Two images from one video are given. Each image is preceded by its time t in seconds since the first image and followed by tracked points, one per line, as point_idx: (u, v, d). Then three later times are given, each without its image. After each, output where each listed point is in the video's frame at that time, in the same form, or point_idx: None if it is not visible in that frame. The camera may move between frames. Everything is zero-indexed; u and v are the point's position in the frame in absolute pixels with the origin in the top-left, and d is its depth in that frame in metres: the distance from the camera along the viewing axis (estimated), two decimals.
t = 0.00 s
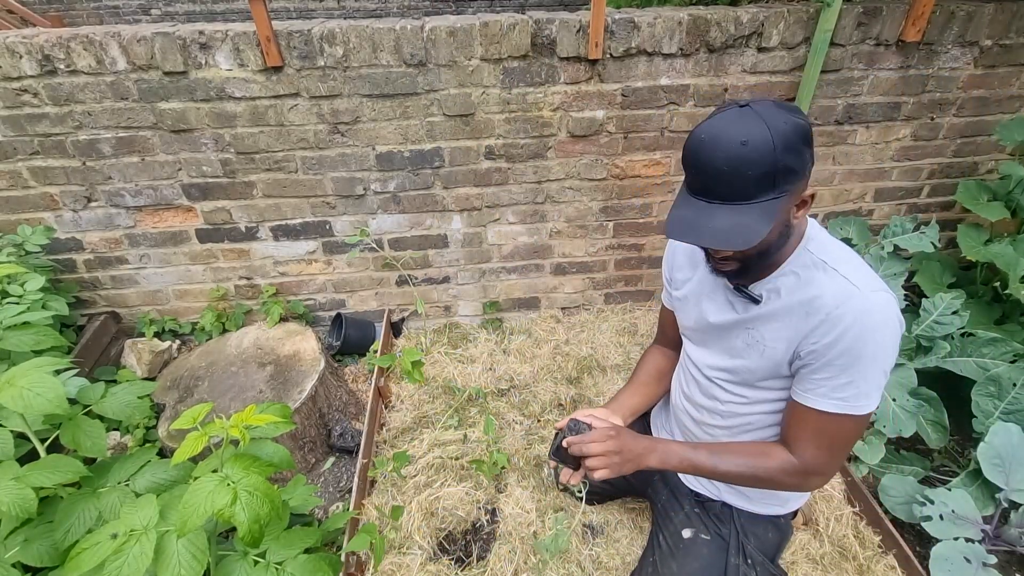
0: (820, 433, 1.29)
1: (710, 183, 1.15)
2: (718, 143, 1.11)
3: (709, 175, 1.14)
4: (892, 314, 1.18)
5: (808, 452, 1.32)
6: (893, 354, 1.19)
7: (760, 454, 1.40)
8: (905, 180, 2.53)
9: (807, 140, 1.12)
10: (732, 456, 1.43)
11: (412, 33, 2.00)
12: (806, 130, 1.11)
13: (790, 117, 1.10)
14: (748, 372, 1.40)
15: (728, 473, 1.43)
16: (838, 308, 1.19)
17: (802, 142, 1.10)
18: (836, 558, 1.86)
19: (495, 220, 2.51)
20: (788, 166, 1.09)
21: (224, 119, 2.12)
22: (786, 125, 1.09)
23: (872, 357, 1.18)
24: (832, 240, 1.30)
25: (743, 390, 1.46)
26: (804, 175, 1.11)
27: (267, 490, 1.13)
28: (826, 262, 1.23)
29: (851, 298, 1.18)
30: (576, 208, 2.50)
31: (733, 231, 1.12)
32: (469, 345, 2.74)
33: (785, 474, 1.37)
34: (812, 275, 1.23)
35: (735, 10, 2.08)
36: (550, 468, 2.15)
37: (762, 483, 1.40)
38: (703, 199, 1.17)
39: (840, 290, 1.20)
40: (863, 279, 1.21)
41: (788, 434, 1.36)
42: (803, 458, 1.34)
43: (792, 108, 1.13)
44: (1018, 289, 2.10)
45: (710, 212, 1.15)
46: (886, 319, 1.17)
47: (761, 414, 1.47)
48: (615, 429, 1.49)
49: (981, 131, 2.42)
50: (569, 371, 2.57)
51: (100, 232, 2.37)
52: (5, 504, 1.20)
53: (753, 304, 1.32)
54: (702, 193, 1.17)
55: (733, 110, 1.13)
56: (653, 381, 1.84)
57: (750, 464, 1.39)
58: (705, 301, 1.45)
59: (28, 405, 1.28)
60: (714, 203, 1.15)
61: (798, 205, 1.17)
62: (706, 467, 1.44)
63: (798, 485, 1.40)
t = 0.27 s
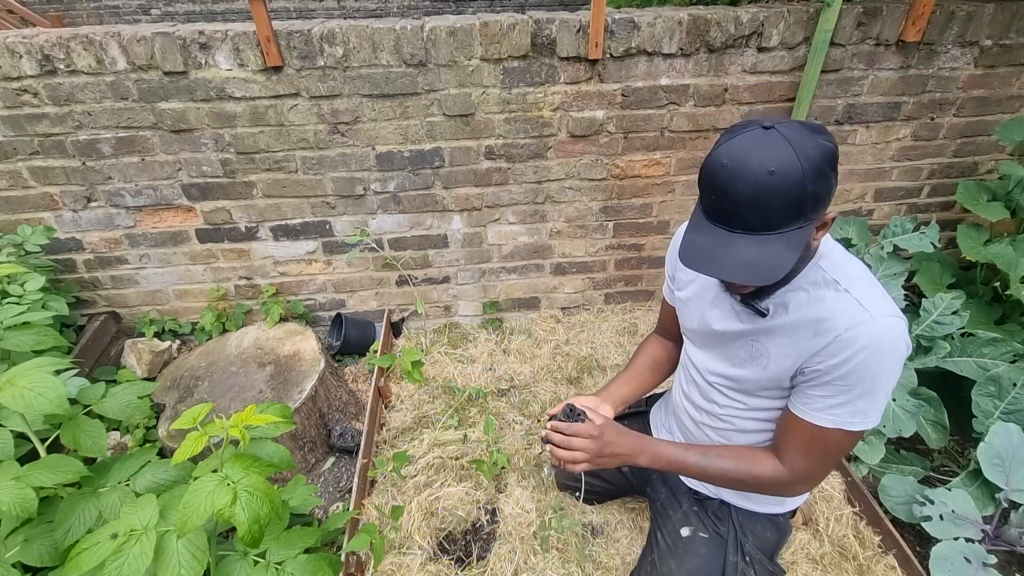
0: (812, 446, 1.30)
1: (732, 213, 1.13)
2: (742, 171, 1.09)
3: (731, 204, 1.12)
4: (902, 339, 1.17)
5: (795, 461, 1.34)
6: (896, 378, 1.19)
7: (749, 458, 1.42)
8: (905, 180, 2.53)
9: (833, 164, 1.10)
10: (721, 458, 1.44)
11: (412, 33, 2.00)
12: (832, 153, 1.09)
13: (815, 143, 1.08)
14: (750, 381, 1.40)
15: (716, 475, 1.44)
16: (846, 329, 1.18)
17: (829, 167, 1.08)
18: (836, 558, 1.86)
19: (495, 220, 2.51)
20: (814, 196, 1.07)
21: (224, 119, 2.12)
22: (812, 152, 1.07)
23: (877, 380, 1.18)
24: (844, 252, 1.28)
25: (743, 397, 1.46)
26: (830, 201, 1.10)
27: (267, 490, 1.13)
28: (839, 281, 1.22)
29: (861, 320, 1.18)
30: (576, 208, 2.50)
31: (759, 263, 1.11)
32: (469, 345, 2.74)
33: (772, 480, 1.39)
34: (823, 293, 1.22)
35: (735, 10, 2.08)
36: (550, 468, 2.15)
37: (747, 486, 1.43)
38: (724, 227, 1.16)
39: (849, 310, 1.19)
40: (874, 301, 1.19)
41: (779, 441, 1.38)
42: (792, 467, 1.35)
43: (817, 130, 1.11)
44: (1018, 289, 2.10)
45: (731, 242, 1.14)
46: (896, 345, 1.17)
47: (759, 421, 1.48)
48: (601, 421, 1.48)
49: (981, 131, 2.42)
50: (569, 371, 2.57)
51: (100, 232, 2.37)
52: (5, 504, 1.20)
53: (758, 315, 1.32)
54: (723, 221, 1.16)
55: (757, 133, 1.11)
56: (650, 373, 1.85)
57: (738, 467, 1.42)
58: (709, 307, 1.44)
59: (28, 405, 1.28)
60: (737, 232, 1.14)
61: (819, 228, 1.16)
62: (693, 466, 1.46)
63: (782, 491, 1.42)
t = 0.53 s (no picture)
0: (807, 456, 1.31)
1: (718, 206, 1.13)
2: (732, 165, 1.09)
3: (718, 197, 1.12)
4: (903, 354, 1.16)
5: (789, 470, 1.35)
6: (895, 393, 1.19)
7: (744, 464, 1.42)
8: (905, 180, 2.53)
9: (834, 180, 1.07)
10: (717, 463, 1.44)
11: (412, 33, 2.00)
12: (834, 168, 1.06)
13: (818, 152, 1.06)
14: (749, 389, 1.40)
15: (711, 478, 1.44)
16: (847, 344, 1.18)
17: (826, 182, 1.06)
18: (836, 558, 1.86)
19: (495, 220, 2.51)
20: (798, 205, 1.05)
21: (225, 119, 2.12)
22: (809, 161, 1.04)
23: (875, 396, 1.18)
24: (849, 262, 1.27)
25: (742, 405, 1.46)
26: (820, 216, 1.07)
27: (267, 490, 1.13)
28: (841, 293, 1.21)
29: (862, 335, 1.17)
30: (576, 208, 2.50)
31: (727, 260, 1.11)
32: (469, 345, 2.74)
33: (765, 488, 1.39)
34: (825, 305, 1.22)
35: (735, 10, 2.08)
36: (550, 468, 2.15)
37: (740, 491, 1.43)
38: (709, 220, 1.16)
39: (850, 324, 1.18)
40: (877, 314, 1.18)
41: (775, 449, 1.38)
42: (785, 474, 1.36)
43: (829, 142, 1.08)
44: (1018, 289, 2.10)
45: (710, 236, 1.15)
46: (896, 360, 1.16)
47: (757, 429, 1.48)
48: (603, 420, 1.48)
49: (981, 131, 2.42)
50: (569, 371, 2.57)
51: (100, 232, 2.37)
52: (5, 504, 1.20)
53: (758, 324, 1.32)
54: (710, 213, 1.16)
55: (762, 131, 1.10)
56: (649, 372, 1.85)
57: (733, 472, 1.42)
58: (710, 314, 1.43)
59: (28, 405, 1.28)
60: (719, 226, 1.14)
61: (810, 242, 1.13)
62: (687, 471, 1.46)
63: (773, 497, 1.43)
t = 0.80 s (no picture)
0: (832, 461, 1.29)
1: (691, 200, 1.14)
2: (702, 158, 1.10)
3: (691, 191, 1.13)
4: (902, 353, 1.16)
5: (816, 478, 1.33)
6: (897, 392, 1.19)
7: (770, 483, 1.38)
8: (905, 180, 2.53)
9: (808, 177, 1.05)
10: (745, 489, 1.40)
11: (412, 33, 2.00)
12: (807, 166, 1.05)
13: (790, 147, 1.05)
14: (747, 392, 1.40)
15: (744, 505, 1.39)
16: (844, 345, 1.18)
17: (798, 179, 1.04)
18: (836, 558, 1.86)
19: (495, 220, 2.51)
20: (766, 198, 1.05)
21: (225, 119, 2.12)
22: (779, 155, 1.04)
23: (876, 396, 1.17)
24: (843, 262, 1.27)
25: (742, 408, 1.46)
26: (793, 211, 1.06)
27: (267, 490, 1.13)
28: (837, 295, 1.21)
29: (859, 336, 1.17)
30: (576, 208, 2.50)
31: (696, 253, 1.11)
32: (469, 345, 2.74)
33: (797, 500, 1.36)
34: (820, 307, 1.21)
35: (735, 10, 2.08)
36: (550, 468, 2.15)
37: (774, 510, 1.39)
38: (685, 215, 1.17)
39: (847, 325, 1.18)
40: (873, 315, 1.18)
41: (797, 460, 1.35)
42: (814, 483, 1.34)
43: (806, 139, 1.07)
44: (1018, 290, 2.10)
45: (684, 229, 1.15)
46: (895, 360, 1.16)
47: (758, 431, 1.48)
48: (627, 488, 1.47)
49: (981, 131, 2.42)
50: (569, 371, 2.57)
51: (100, 232, 2.37)
52: (5, 504, 1.20)
53: (755, 327, 1.32)
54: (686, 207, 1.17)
55: (737, 126, 1.10)
56: (648, 380, 1.86)
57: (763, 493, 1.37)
58: (707, 318, 1.43)
59: (27, 405, 1.28)
60: (693, 220, 1.15)
61: (789, 239, 1.12)
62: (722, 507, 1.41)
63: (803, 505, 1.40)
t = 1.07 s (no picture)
0: (848, 472, 1.27)
1: (679, 195, 1.14)
2: (688, 153, 1.11)
3: (679, 185, 1.13)
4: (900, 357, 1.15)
5: (834, 489, 1.30)
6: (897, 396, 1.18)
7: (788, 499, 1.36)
8: (904, 180, 2.53)
9: (793, 168, 1.06)
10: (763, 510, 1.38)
11: (412, 33, 2.00)
12: (794, 158, 1.05)
13: (774, 139, 1.05)
14: (746, 396, 1.40)
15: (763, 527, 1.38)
16: (841, 351, 1.17)
17: (784, 171, 1.05)
18: (836, 558, 1.85)
19: (495, 220, 2.51)
20: (753, 189, 1.05)
21: (225, 119, 2.12)
22: (763, 146, 1.04)
23: (873, 402, 1.17)
24: (839, 265, 1.26)
25: (741, 412, 1.46)
26: (780, 203, 1.06)
27: (267, 490, 1.13)
28: (833, 299, 1.20)
29: (856, 341, 1.16)
30: (576, 208, 2.50)
31: (684, 246, 1.11)
32: (469, 345, 2.74)
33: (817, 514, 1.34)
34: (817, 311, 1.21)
35: (735, 10, 2.08)
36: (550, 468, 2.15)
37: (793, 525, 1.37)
38: (673, 210, 1.17)
39: (844, 330, 1.17)
40: (871, 320, 1.17)
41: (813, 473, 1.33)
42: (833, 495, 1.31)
43: (791, 131, 1.07)
44: (1018, 290, 2.10)
45: (672, 224, 1.16)
46: (893, 365, 1.15)
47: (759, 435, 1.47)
48: (635, 526, 1.43)
49: (981, 131, 2.42)
50: (569, 371, 2.57)
51: (100, 232, 2.37)
52: (5, 504, 1.20)
53: (752, 331, 1.32)
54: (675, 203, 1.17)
55: (723, 121, 1.11)
56: (640, 380, 1.87)
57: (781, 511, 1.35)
58: (705, 322, 1.43)
59: (27, 405, 1.28)
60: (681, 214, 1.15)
61: (779, 234, 1.11)
62: (743, 530, 1.39)
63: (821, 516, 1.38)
